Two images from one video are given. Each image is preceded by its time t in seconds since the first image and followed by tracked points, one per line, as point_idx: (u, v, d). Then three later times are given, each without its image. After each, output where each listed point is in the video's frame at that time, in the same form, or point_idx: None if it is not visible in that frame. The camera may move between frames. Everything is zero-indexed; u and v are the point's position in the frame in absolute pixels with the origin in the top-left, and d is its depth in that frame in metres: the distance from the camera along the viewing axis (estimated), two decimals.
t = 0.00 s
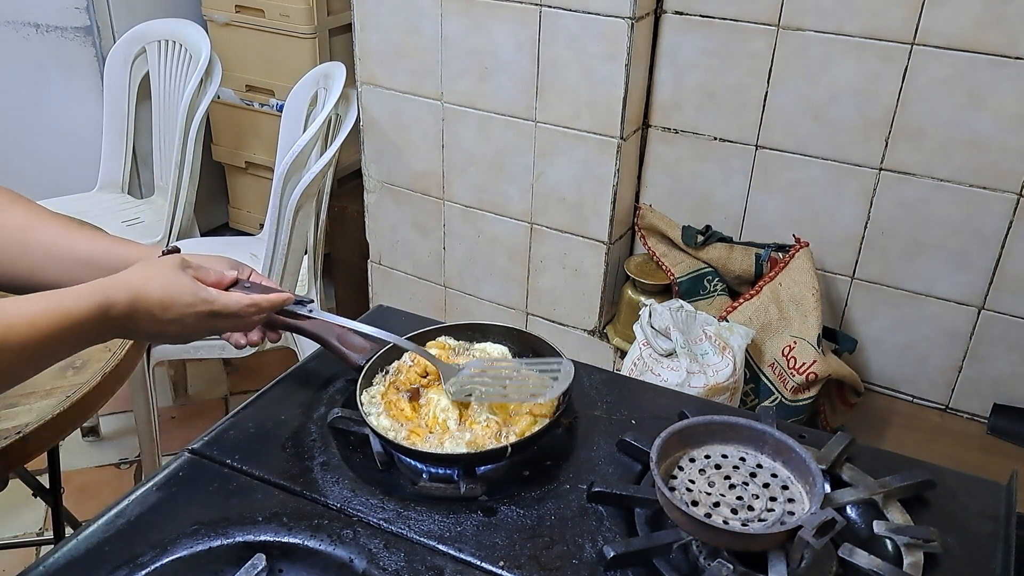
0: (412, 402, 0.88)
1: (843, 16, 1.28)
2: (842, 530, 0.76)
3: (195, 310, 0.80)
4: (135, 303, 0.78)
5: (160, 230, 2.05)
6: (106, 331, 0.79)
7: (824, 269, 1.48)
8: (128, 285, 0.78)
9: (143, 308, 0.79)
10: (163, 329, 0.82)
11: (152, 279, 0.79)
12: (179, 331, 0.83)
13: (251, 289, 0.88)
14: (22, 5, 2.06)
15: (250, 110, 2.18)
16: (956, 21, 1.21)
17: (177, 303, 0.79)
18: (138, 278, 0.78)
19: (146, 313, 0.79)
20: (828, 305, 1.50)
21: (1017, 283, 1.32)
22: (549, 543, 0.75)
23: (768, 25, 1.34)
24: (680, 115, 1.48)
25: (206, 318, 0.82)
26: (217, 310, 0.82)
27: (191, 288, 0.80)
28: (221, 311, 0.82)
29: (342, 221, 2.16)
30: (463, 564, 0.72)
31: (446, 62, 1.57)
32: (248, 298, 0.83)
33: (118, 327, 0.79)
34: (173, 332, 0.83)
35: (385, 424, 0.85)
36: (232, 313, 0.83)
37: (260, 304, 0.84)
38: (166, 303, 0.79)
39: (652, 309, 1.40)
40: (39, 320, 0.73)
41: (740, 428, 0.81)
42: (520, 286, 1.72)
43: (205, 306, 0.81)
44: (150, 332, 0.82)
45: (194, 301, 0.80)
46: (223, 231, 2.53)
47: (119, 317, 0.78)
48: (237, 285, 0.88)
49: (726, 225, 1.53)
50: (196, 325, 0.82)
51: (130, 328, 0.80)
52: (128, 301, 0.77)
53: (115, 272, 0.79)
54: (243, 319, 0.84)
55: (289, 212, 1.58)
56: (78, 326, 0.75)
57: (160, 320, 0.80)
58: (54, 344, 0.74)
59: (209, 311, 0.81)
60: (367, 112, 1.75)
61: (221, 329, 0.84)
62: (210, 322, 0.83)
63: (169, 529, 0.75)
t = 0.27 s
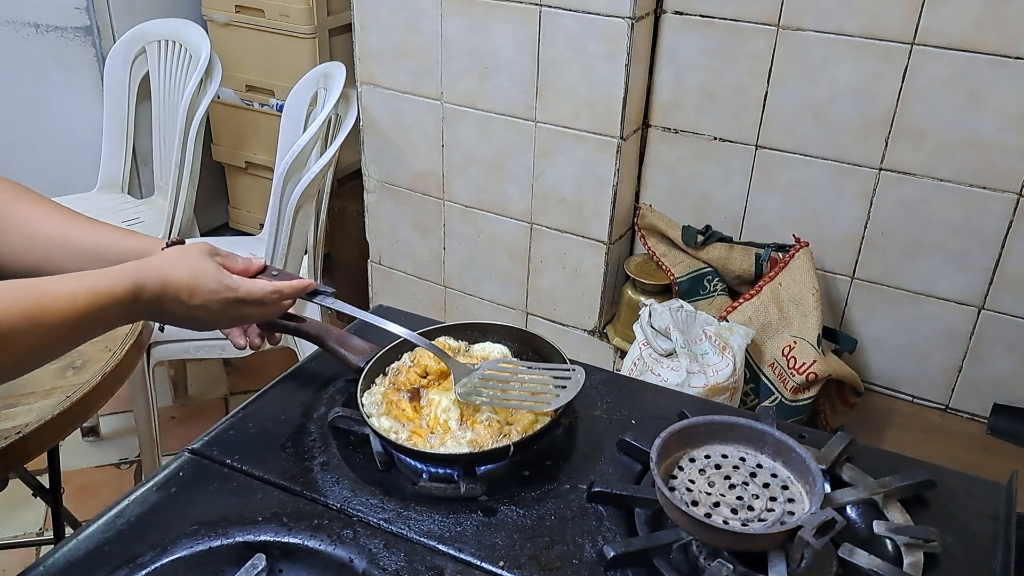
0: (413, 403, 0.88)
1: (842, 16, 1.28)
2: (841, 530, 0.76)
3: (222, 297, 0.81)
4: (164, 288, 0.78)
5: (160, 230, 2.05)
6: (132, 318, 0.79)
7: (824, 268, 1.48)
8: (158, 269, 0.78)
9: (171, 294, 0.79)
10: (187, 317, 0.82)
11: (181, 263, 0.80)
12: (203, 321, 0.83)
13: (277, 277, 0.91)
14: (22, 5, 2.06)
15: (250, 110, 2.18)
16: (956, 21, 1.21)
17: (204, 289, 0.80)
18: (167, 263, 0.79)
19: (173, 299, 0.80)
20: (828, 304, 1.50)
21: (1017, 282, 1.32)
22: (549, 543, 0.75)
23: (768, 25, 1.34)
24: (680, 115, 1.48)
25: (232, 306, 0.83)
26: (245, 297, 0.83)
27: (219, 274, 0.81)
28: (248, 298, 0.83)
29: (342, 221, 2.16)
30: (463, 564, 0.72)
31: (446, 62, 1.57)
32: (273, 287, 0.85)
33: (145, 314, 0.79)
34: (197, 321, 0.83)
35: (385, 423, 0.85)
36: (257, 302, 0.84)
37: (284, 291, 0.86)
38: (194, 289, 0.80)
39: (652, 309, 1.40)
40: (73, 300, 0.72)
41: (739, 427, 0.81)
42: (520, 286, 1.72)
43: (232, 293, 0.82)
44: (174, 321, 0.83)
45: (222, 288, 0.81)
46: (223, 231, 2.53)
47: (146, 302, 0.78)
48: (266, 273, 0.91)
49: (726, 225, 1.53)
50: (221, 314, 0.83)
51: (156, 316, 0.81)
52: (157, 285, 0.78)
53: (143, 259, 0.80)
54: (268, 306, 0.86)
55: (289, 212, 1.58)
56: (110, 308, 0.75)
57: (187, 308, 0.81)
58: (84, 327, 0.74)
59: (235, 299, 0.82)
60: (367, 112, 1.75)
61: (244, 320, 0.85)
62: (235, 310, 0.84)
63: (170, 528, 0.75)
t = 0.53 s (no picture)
0: (413, 402, 0.88)
1: (842, 15, 1.28)
2: (841, 531, 0.75)
3: (242, 285, 0.83)
4: (184, 277, 0.79)
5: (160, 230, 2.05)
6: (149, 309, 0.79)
7: (824, 268, 1.48)
8: (178, 257, 0.79)
9: (190, 284, 0.80)
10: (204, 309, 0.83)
11: (200, 253, 0.81)
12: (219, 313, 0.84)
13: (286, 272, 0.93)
14: (22, 5, 2.06)
15: (250, 110, 2.18)
16: (956, 21, 1.21)
17: (224, 277, 0.81)
18: (186, 251, 0.80)
19: (193, 289, 0.80)
20: (828, 304, 1.50)
21: (1017, 282, 1.32)
22: (549, 543, 0.75)
23: (767, 25, 1.34)
24: (680, 115, 1.48)
25: (250, 296, 0.84)
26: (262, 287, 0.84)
27: (237, 262, 0.82)
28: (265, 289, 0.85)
29: (342, 221, 2.16)
30: (463, 564, 0.72)
31: (446, 61, 1.57)
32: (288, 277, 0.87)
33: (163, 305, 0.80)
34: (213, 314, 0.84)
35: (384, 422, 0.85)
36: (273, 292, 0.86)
37: (300, 283, 0.87)
38: (214, 278, 0.81)
39: (652, 309, 1.40)
40: (92, 286, 0.73)
41: (740, 428, 0.81)
42: (520, 286, 1.72)
43: (251, 282, 0.83)
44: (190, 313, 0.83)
45: (242, 276, 0.83)
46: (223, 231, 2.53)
47: (165, 292, 0.79)
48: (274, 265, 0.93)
49: (726, 225, 1.53)
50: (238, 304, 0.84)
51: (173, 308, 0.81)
52: (178, 274, 0.79)
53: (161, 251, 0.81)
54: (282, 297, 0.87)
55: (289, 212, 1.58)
56: (130, 296, 0.75)
57: (205, 298, 0.81)
58: (103, 314, 0.74)
59: (253, 287, 0.84)
60: (367, 112, 1.75)
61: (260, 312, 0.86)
62: (252, 302, 0.85)
63: (170, 529, 0.75)
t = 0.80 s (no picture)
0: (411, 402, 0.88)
1: (842, 16, 1.28)
2: (841, 530, 0.75)
3: (231, 290, 0.83)
4: (174, 283, 0.80)
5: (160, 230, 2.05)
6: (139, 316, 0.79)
7: (824, 268, 1.48)
8: (168, 263, 0.80)
9: (180, 288, 0.80)
10: (194, 316, 0.83)
11: (190, 259, 0.81)
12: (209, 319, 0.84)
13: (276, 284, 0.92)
14: (22, 6, 2.06)
15: (250, 110, 2.18)
16: (956, 21, 1.21)
17: (213, 282, 0.82)
18: (177, 257, 0.81)
19: (183, 294, 0.80)
20: (828, 304, 1.50)
21: (1017, 282, 1.32)
22: (549, 543, 0.75)
23: (767, 25, 1.34)
24: (680, 115, 1.48)
25: (238, 301, 0.84)
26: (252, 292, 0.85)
27: (227, 267, 0.83)
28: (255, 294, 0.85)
29: (342, 221, 2.16)
30: (463, 564, 0.72)
31: (446, 61, 1.57)
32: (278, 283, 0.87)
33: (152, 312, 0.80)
34: (202, 321, 0.84)
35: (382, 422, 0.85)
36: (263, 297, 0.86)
37: (291, 289, 0.87)
38: (205, 282, 0.81)
39: (652, 309, 1.40)
40: (83, 291, 0.73)
41: (739, 428, 0.81)
42: (520, 286, 1.72)
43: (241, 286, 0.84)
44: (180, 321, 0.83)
45: (232, 280, 0.83)
46: (223, 231, 2.53)
47: (155, 298, 0.79)
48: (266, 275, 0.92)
49: (726, 225, 1.53)
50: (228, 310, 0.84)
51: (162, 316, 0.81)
52: (168, 279, 0.79)
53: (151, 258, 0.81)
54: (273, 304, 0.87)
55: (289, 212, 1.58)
56: (122, 300, 0.76)
57: (195, 303, 0.81)
58: (95, 321, 0.74)
59: (243, 293, 0.84)
60: (367, 112, 1.75)
61: (250, 319, 0.86)
62: (242, 308, 0.85)
63: (170, 529, 0.75)
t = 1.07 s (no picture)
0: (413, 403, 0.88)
1: (842, 15, 1.28)
2: (842, 531, 0.75)
3: (232, 300, 0.83)
4: (177, 287, 0.79)
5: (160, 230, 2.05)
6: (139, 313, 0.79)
7: (824, 268, 1.48)
8: (173, 267, 0.79)
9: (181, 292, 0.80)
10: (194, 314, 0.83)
11: (194, 262, 0.81)
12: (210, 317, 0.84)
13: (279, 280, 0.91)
14: (22, 6, 2.06)
15: (250, 110, 2.18)
16: (956, 21, 1.21)
17: (214, 290, 0.81)
18: (182, 260, 0.80)
19: (183, 298, 0.80)
20: (828, 304, 1.50)
21: (1017, 282, 1.32)
22: (549, 543, 0.75)
23: (767, 25, 1.34)
24: (680, 115, 1.48)
25: (238, 308, 0.84)
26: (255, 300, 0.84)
27: (232, 273, 0.82)
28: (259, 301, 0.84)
29: (342, 221, 2.16)
30: (463, 564, 0.72)
31: (446, 61, 1.57)
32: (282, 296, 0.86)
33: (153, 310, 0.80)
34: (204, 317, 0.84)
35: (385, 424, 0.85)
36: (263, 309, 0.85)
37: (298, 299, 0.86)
38: (205, 290, 0.81)
39: (652, 309, 1.40)
40: (84, 294, 0.73)
41: (739, 428, 0.81)
42: (520, 286, 1.72)
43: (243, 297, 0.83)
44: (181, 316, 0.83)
45: (234, 290, 0.82)
46: (223, 231, 2.53)
47: (155, 299, 0.79)
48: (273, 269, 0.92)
49: (726, 225, 1.53)
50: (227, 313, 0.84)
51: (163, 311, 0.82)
52: (171, 283, 0.79)
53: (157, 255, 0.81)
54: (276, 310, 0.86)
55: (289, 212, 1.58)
56: (122, 304, 0.76)
57: (194, 305, 0.81)
58: (92, 324, 0.75)
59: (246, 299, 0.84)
60: (367, 112, 1.75)
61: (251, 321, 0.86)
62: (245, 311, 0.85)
63: (170, 529, 0.75)
